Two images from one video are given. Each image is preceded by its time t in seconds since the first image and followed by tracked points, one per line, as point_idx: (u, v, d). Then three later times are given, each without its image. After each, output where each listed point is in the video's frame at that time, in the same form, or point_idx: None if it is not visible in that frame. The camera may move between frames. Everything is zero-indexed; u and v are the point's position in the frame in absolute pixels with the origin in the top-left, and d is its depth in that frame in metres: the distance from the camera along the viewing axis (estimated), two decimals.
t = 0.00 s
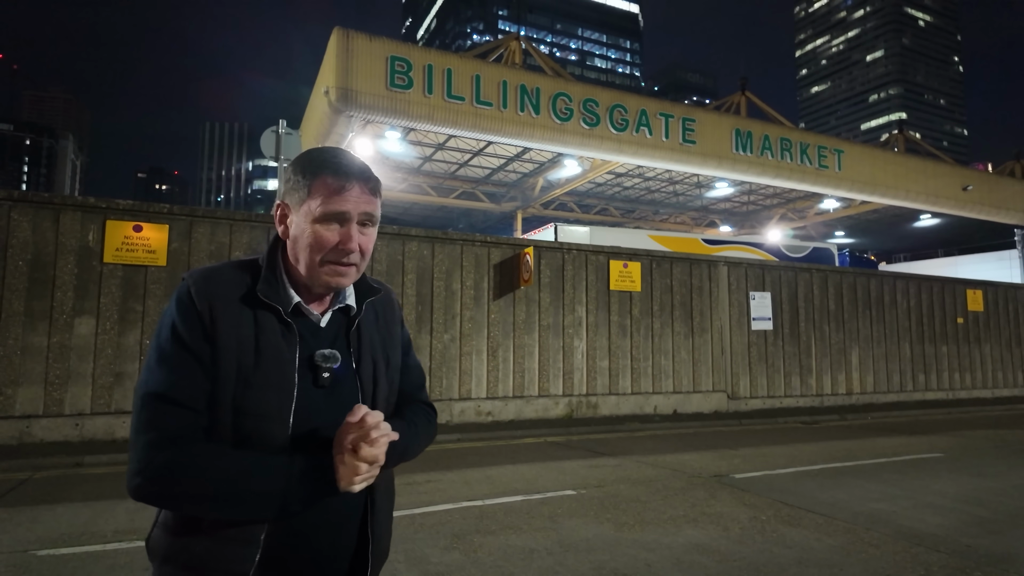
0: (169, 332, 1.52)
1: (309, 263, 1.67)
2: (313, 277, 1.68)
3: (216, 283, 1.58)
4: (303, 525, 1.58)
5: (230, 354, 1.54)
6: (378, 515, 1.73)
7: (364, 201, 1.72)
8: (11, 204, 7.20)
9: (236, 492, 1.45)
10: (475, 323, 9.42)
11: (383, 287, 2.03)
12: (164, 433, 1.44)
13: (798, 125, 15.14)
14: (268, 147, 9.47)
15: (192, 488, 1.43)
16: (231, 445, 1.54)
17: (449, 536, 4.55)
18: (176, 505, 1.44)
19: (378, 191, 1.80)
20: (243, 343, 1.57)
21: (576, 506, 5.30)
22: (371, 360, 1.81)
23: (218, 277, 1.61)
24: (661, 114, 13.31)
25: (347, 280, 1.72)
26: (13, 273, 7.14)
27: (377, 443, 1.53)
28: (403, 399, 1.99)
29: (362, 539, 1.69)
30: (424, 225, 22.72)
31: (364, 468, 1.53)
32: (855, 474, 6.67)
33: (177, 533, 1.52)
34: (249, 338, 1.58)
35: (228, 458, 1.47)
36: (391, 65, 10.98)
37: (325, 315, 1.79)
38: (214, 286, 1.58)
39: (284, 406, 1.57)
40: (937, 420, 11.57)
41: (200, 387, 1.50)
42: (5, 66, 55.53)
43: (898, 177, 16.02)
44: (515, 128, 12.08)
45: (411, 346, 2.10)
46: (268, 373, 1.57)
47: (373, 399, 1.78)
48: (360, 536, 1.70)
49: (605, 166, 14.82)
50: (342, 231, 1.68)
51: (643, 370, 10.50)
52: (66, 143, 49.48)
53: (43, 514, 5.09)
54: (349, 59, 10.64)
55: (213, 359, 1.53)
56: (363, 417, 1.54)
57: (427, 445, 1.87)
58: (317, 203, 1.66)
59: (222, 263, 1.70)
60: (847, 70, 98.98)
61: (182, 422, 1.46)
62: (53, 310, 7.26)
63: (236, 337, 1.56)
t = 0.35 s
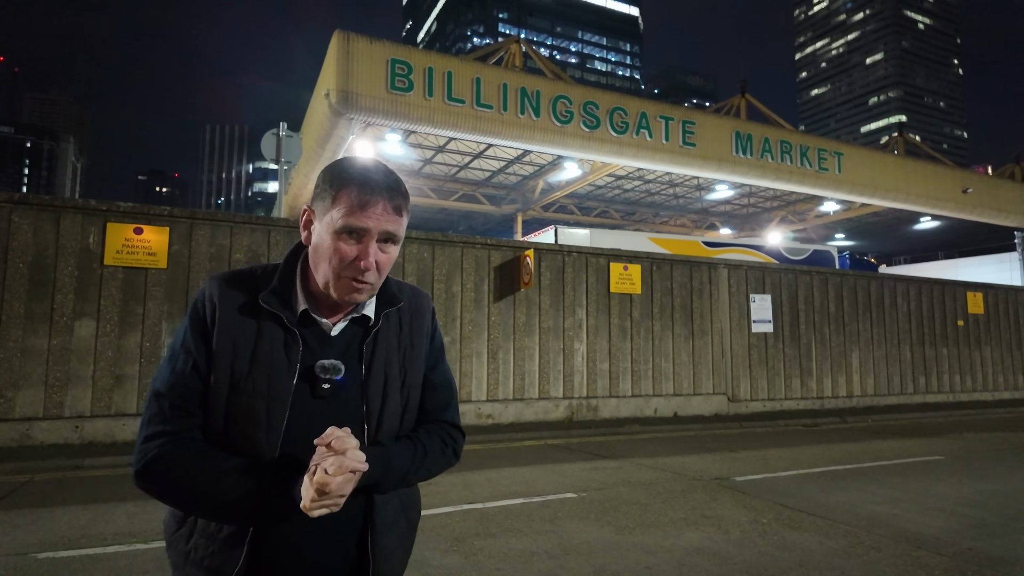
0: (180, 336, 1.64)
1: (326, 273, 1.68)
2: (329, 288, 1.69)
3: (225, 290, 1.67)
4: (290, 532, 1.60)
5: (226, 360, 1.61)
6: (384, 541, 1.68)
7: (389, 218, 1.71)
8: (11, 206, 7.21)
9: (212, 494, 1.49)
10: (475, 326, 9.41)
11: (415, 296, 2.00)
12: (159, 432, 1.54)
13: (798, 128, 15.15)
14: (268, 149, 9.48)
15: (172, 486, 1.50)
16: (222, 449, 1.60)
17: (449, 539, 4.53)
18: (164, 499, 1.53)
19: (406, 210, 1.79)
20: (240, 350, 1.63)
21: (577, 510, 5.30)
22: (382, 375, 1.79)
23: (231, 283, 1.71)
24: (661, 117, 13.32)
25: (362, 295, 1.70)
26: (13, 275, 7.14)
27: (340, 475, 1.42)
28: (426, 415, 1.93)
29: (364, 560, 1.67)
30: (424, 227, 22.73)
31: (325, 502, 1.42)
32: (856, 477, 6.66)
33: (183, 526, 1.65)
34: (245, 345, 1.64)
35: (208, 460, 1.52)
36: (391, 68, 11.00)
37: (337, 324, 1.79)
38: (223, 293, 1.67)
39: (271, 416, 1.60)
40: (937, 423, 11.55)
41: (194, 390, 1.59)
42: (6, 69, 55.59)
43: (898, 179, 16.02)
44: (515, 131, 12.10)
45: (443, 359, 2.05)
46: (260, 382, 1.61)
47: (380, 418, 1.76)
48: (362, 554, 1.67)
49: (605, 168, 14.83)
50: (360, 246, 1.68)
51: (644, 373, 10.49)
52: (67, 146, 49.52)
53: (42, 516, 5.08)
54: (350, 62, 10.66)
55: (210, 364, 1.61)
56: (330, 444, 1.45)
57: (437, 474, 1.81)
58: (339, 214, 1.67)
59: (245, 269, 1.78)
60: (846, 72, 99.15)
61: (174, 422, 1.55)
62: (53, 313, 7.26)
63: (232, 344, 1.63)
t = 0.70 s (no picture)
0: (178, 343, 1.64)
1: (318, 276, 1.69)
2: (322, 291, 1.70)
3: (221, 296, 1.67)
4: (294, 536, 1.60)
5: (224, 366, 1.61)
6: (387, 541, 1.68)
7: (379, 218, 1.72)
8: (11, 209, 7.21)
9: (215, 501, 1.49)
10: (476, 328, 9.41)
11: (411, 296, 2.01)
12: (158, 440, 1.53)
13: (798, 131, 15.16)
14: (269, 152, 9.49)
15: (173, 495, 1.50)
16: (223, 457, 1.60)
17: (450, 542, 4.53)
18: (165, 508, 1.53)
19: (396, 209, 1.80)
20: (238, 356, 1.63)
21: (577, 513, 5.29)
22: (382, 376, 1.79)
23: (226, 288, 1.71)
24: (661, 119, 13.33)
25: (355, 296, 1.71)
26: (13, 278, 7.14)
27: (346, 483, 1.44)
28: (425, 414, 1.94)
29: (367, 561, 1.67)
30: (424, 230, 22.74)
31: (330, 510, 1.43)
32: (857, 480, 6.65)
33: (185, 535, 1.64)
34: (243, 351, 1.64)
35: (210, 469, 1.51)
36: (391, 70, 11.01)
37: (334, 326, 1.79)
38: (219, 298, 1.67)
39: (272, 421, 1.60)
40: (938, 426, 11.54)
41: (193, 398, 1.59)
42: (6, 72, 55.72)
43: (898, 182, 16.03)
44: (515, 133, 12.11)
45: (441, 359, 2.05)
46: (259, 388, 1.61)
47: (382, 418, 1.76)
48: (366, 555, 1.68)
49: (605, 171, 14.84)
50: (351, 247, 1.68)
51: (644, 375, 10.49)
52: (69, 148, 49.58)
53: (42, 519, 5.08)
54: (350, 65, 10.67)
55: (209, 371, 1.61)
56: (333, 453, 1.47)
57: (439, 473, 1.82)
58: (329, 216, 1.68)
59: (240, 274, 1.78)
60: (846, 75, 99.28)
61: (174, 430, 1.55)
62: (53, 315, 7.26)
63: (231, 350, 1.63)
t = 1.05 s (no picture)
0: (171, 346, 1.65)
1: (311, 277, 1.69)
2: (315, 291, 1.70)
3: (214, 299, 1.68)
4: (288, 538, 1.59)
5: (217, 369, 1.61)
6: (379, 543, 1.68)
7: (370, 217, 1.72)
8: (11, 211, 7.21)
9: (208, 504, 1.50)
10: (476, 330, 9.40)
11: (406, 298, 2.01)
12: (151, 443, 1.54)
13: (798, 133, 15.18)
14: (269, 154, 9.50)
15: (166, 498, 1.50)
16: (216, 460, 1.60)
17: (450, 544, 4.52)
18: (159, 512, 1.53)
19: (389, 208, 1.79)
20: (231, 358, 1.63)
21: (577, 515, 5.28)
22: (375, 378, 1.79)
23: (219, 291, 1.71)
24: (661, 122, 13.35)
25: (348, 297, 1.72)
26: (14, 280, 7.14)
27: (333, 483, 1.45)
28: (420, 416, 1.93)
29: (361, 563, 1.67)
30: (424, 232, 22.75)
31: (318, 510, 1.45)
32: (857, 483, 6.64)
33: (180, 537, 1.64)
34: (235, 353, 1.64)
35: (201, 472, 1.51)
36: (391, 73, 11.02)
37: (327, 328, 1.79)
38: (211, 300, 1.67)
39: (265, 423, 1.60)
40: (939, 428, 11.53)
41: (186, 400, 1.59)
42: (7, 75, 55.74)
43: (899, 185, 16.05)
44: (515, 136, 12.13)
45: (435, 361, 2.05)
46: (253, 389, 1.61)
47: (375, 421, 1.75)
48: (359, 556, 1.67)
49: (605, 173, 14.86)
50: (343, 247, 1.68)
51: (644, 378, 10.48)
52: (70, 151, 49.51)
53: (42, 521, 5.06)
54: (350, 68, 10.68)
55: (201, 374, 1.61)
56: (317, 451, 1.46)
57: (432, 475, 1.81)
58: (321, 216, 1.68)
59: (234, 277, 1.78)
60: (846, 78, 99.44)
61: (168, 433, 1.55)
62: (54, 317, 7.26)
63: (223, 352, 1.63)
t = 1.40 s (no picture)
0: (171, 348, 1.65)
1: (311, 278, 1.69)
2: (314, 292, 1.70)
3: (215, 300, 1.68)
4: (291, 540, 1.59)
5: (217, 371, 1.61)
6: (381, 546, 1.67)
7: (368, 216, 1.72)
8: (11, 213, 7.21)
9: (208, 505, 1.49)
10: (476, 333, 9.39)
11: (406, 300, 2.01)
12: (152, 445, 1.54)
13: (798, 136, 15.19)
14: (269, 156, 9.50)
15: (167, 500, 1.49)
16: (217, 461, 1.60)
17: (450, 547, 4.51)
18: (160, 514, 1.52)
19: (387, 208, 1.80)
20: (231, 359, 1.63)
21: (578, 518, 5.27)
22: (376, 379, 1.79)
23: (220, 293, 1.71)
24: (661, 124, 13.36)
25: (348, 297, 1.71)
26: (14, 282, 7.14)
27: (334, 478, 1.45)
28: (421, 418, 1.92)
29: (362, 565, 1.66)
30: (424, 234, 22.75)
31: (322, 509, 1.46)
32: (858, 485, 6.63)
33: (182, 539, 1.64)
34: (236, 354, 1.64)
35: (201, 474, 1.51)
36: (391, 76, 11.04)
37: (328, 330, 1.79)
38: (211, 302, 1.68)
39: (265, 424, 1.59)
40: (939, 431, 11.52)
41: (188, 402, 1.59)
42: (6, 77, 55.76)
43: (899, 187, 16.06)
44: (515, 138, 12.14)
45: (436, 363, 2.05)
46: (253, 390, 1.61)
47: (376, 422, 1.75)
48: (360, 559, 1.66)
49: (605, 175, 14.86)
50: (341, 247, 1.68)
51: (644, 380, 10.47)
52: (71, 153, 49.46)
53: (41, 524, 5.05)
54: (350, 70, 10.69)
55: (201, 375, 1.61)
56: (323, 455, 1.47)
57: (433, 478, 1.81)
58: (319, 216, 1.68)
59: (234, 279, 1.79)
60: (846, 80, 99.64)
61: (169, 434, 1.55)
62: (54, 319, 7.26)
63: (224, 354, 1.63)
